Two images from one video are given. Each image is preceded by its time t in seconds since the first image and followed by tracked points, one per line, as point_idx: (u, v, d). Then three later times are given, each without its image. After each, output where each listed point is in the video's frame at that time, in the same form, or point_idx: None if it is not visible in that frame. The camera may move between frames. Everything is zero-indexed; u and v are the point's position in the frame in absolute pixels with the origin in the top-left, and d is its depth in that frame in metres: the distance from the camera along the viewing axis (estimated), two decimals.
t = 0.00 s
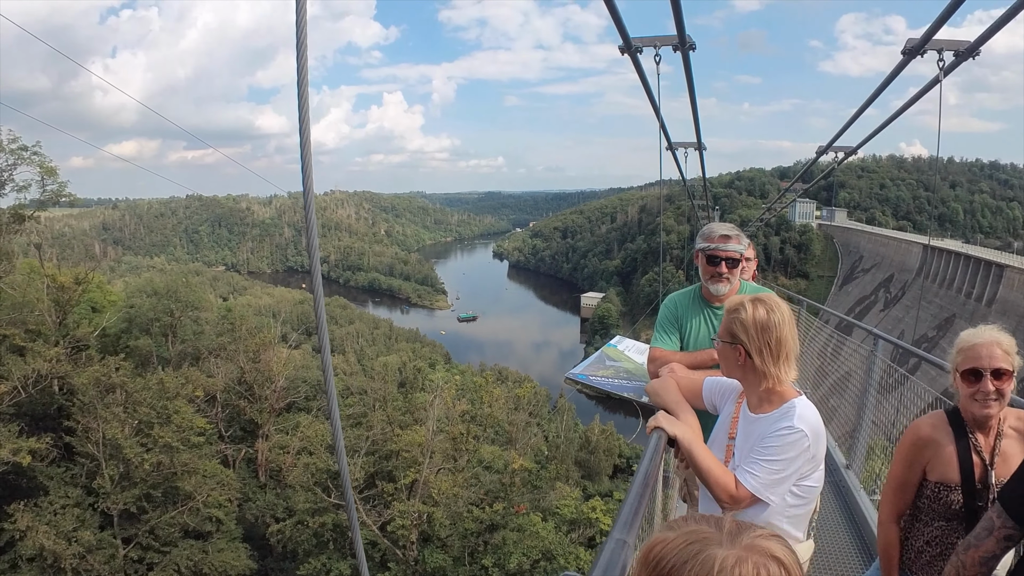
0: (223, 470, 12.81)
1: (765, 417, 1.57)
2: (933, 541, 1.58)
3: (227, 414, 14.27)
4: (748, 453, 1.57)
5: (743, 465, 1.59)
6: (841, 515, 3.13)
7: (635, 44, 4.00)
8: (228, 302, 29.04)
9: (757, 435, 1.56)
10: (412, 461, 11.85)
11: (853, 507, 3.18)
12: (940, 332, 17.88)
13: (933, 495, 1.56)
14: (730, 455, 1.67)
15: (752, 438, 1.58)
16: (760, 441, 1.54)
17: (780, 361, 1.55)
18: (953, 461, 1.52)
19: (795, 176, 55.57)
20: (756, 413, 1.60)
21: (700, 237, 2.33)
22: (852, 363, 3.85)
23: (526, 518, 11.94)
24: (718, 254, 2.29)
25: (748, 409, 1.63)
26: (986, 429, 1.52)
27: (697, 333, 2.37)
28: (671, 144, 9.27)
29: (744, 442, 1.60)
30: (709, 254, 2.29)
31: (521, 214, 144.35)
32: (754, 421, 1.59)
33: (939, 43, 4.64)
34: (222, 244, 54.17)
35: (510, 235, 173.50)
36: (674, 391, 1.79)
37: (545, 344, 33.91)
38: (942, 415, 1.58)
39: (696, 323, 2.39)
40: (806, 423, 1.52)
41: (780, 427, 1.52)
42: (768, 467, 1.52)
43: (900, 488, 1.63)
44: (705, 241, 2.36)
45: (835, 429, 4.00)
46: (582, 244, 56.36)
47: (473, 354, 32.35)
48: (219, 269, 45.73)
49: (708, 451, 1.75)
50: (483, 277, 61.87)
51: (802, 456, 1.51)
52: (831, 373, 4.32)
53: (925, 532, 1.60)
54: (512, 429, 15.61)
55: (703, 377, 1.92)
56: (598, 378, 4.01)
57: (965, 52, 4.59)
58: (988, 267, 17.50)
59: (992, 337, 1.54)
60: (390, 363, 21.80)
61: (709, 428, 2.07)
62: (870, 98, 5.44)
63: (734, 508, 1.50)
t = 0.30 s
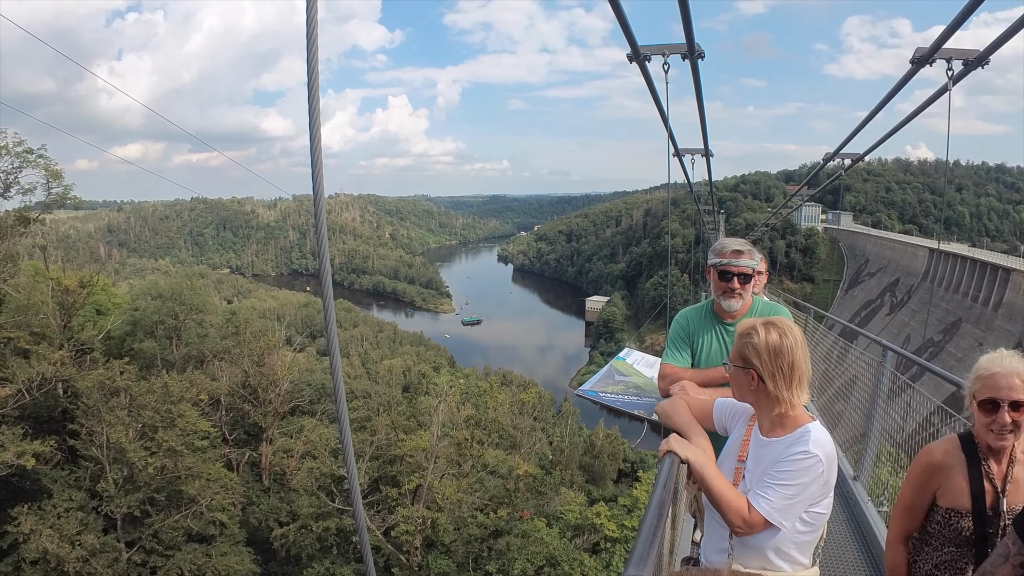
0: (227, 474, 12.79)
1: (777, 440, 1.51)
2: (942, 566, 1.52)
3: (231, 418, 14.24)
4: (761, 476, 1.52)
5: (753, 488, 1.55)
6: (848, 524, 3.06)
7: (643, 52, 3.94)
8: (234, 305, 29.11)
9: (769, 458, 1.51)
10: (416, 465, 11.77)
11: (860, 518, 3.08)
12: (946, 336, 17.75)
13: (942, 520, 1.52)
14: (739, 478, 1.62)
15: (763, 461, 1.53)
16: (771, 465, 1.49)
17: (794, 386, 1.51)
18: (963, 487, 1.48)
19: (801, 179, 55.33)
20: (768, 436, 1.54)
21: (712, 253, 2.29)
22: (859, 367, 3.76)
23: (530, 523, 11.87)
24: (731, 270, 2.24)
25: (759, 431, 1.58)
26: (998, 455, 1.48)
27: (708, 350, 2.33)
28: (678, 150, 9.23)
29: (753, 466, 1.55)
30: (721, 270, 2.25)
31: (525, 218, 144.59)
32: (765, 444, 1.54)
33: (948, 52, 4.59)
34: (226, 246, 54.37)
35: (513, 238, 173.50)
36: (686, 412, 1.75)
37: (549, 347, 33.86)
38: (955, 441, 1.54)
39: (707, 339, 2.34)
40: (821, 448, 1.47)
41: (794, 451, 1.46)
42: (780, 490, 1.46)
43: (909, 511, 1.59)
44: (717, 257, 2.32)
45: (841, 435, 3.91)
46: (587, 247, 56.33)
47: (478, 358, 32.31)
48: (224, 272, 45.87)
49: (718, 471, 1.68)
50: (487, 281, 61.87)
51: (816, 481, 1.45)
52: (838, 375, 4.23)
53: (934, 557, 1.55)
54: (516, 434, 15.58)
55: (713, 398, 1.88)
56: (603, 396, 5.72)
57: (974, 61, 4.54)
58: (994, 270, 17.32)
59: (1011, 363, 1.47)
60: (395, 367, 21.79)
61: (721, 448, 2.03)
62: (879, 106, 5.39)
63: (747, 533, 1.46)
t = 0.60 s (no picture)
0: (228, 478, 12.75)
1: (780, 471, 1.47)
2: None
3: (233, 421, 14.22)
4: (764, 507, 1.47)
5: (756, 519, 1.50)
6: (849, 536, 3.01)
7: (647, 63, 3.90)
8: (236, 307, 29.08)
9: (773, 488, 1.46)
10: (418, 470, 11.72)
11: (860, 530, 3.02)
12: (950, 340, 17.66)
13: (944, 553, 1.51)
14: (741, 506, 1.58)
15: (766, 490, 1.49)
16: (776, 495, 1.44)
17: (799, 417, 1.46)
18: (966, 522, 1.48)
19: (804, 181, 55.16)
20: (772, 466, 1.51)
21: (717, 272, 2.25)
22: (862, 374, 3.71)
23: (532, 529, 11.83)
24: (737, 292, 2.20)
25: (763, 460, 1.55)
26: (1002, 490, 1.47)
27: (711, 371, 2.28)
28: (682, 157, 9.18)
29: (757, 495, 1.51)
30: (726, 291, 2.20)
31: (528, 220, 144.60)
32: (768, 474, 1.50)
33: (953, 63, 4.55)
34: (229, 248, 54.42)
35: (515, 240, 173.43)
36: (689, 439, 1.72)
37: (551, 350, 33.81)
38: (959, 473, 1.53)
39: (709, 360, 2.30)
40: (825, 481, 1.42)
41: (797, 483, 1.42)
42: (784, 521, 1.41)
43: (908, 541, 1.59)
44: (722, 277, 2.28)
45: (843, 444, 3.84)
46: (590, 250, 56.25)
47: (479, 361, 32.27)
48: (227, 274, 45.93)
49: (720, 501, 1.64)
50: (490, 283, 61.85)
51: (819, 514, 1.40)
52: (841, 384, 4.18)
53: None
54: (519, 439, 15.53)
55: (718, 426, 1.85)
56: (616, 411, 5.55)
57: (980, 72, 4.50)
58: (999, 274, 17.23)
59: (1016, 398, 1.43)
60: (397, 370, 21.75)
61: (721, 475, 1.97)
62: (883, 115, 5.35)
63: (750, 566, 1.41)
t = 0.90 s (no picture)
0: (227, 480, 12.72)
1: (772, 483, 1.46)
2: None
3: (232, 423, 14.19)
4: (756, 518, 1.45)
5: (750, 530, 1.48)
6: (845, 539, 2.99)
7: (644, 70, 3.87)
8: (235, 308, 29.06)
9: (763, 500, 1.45)
10: (419, 472, 11.68)
11: (858, 533, 3.00)
12: (951, 341, 17.63)
13: (932, 567, 1.52)
14: (735, 518, 1.56)
15: (759, 502, 1.47)
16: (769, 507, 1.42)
17: (790, 430, 1.44)
18: (955, 538, 1.47)
19: (804, 182, 55.06)
20: (763, 477, 1.48)
21: (713, 283, 2.23)
22: (863, 376, 3.67)
23: (532, 531, 11.82)
24: (732, 301, 2.17)
25: (755, 472, 1.52)
26: (991, 505, 1.47)
27: (708, 381, 2.25)
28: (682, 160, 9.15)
29: (749, 506, 1.49)
30: (721, 300, 2.18)
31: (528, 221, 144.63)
32: (761, 486, 1.48)
33: (954, 68, 4.53)
34: (229, 248, 54.41)
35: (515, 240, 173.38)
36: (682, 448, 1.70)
37: (552, 351, 33.79)
38: (949, 488, 1.53)
39: (706, 369, 2.27)
40: (817, 494, 1.41)
41: (788, 495, 1.40)
42: (777, 533, 1.40)
43: (898, 554, 1.61)
44: (717, 288, 2.26)
45: (843, 446, 3.81)
46: (590, 251, 56.24)
47: (479, 362, 32.24)
48: (227, 275, 45.93)
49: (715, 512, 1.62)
50: (490, 284, 61.81)
51: (811, 525, 1.39)
52: (841, 387, 4.14)
53: None
54: (519, 440, 15.52)
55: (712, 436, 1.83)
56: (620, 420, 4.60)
57: (980, 78, 4.47)
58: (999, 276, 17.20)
59: (1004, 413, 1.43)
60: (397, 371, 21.72)
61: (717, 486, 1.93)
62: (884, 119, 5.32)
63: None
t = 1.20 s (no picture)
0: (226, 480, 12.72)
1: (765, 478, 1.44)
2: None
3: (230, 423, 14.15)
4: (749, 513, 1.44)
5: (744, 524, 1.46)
6: (842, 537, 2.98)
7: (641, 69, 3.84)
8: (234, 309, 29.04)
9: (757, 495, 1.43)
10: (418, 472, 11.65)
11: (855, 531, 3.00)
12: (950, 340, 17.65)
13: (921, 565, 1.51)
14: (729, 511, 1.55)
15: (752, 497, 1.45)
16: (762, 502, 1.41)
17: (787, 423, 1.43)
18: (943, 537, 1.46)
19: (803, 182, 55.10)
20: (757, 472, 1.46)
21: (707, 280, 2.21)
22: (861, 374, 3.65)
23: (530, 531, 11.81)
24: (726, 299, 2.16)
25: (748, 467, 1.51)
26: (979, 503, 1.46)
27: (703, 378, 2.24)
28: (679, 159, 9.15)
29: (743, 500, 1.48)
30: (716, 298, 2.17)
31: (527, 221, 144.81)
32: (755, 480, 1.46)
33: (951, 67, 4.52)
34: (227, 248, 54.28)
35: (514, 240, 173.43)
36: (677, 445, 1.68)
37: (550, 350, 33.79)
38: (937, 487, 1.52)
39: (701, 367, 2.26)
40: (808, 487, 1.40)
41: (781, 489, 1.39)
42: (770, 527, 1.38)
43: (885, 554, 1.59)
44: (712, 285, 2.25)
45: (841, 444, 3.79)
46: (588, 251, 56.30)
47: (478, 362, 32.25)
48: (225, 275, 45.87)
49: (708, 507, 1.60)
50: (489, 284, 61.81)
51: (804, 519, 1.38)
52: (840, 384, 4.13)
53: None
54: (518, 440, 15.55)
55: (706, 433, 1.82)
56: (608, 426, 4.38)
57: (977, 77, 4.47)
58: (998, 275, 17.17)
59: (992, 410, 1.43)
60: (396, 371, 21.71)
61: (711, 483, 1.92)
62: (882, 118, 5.32)
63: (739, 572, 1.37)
